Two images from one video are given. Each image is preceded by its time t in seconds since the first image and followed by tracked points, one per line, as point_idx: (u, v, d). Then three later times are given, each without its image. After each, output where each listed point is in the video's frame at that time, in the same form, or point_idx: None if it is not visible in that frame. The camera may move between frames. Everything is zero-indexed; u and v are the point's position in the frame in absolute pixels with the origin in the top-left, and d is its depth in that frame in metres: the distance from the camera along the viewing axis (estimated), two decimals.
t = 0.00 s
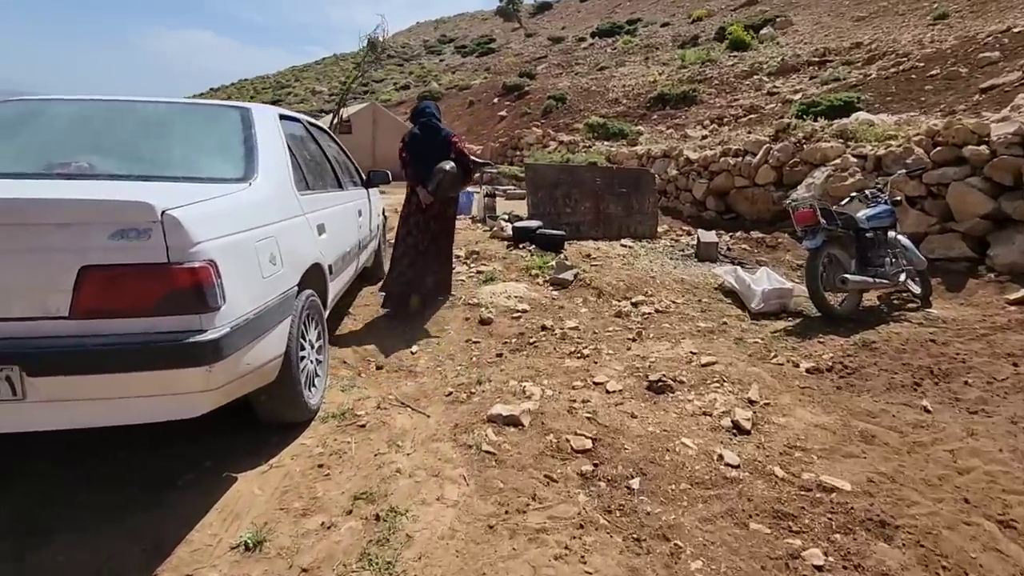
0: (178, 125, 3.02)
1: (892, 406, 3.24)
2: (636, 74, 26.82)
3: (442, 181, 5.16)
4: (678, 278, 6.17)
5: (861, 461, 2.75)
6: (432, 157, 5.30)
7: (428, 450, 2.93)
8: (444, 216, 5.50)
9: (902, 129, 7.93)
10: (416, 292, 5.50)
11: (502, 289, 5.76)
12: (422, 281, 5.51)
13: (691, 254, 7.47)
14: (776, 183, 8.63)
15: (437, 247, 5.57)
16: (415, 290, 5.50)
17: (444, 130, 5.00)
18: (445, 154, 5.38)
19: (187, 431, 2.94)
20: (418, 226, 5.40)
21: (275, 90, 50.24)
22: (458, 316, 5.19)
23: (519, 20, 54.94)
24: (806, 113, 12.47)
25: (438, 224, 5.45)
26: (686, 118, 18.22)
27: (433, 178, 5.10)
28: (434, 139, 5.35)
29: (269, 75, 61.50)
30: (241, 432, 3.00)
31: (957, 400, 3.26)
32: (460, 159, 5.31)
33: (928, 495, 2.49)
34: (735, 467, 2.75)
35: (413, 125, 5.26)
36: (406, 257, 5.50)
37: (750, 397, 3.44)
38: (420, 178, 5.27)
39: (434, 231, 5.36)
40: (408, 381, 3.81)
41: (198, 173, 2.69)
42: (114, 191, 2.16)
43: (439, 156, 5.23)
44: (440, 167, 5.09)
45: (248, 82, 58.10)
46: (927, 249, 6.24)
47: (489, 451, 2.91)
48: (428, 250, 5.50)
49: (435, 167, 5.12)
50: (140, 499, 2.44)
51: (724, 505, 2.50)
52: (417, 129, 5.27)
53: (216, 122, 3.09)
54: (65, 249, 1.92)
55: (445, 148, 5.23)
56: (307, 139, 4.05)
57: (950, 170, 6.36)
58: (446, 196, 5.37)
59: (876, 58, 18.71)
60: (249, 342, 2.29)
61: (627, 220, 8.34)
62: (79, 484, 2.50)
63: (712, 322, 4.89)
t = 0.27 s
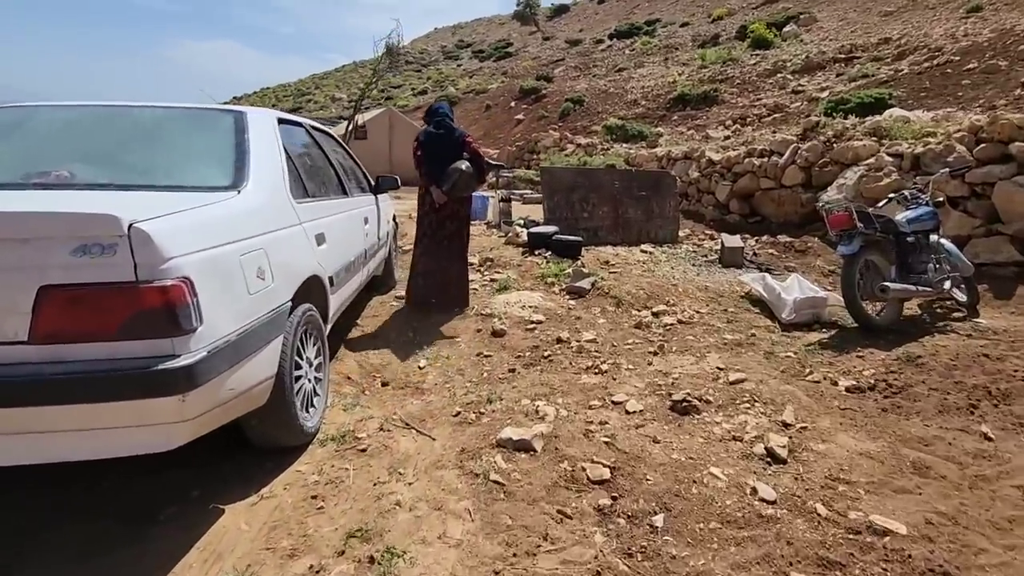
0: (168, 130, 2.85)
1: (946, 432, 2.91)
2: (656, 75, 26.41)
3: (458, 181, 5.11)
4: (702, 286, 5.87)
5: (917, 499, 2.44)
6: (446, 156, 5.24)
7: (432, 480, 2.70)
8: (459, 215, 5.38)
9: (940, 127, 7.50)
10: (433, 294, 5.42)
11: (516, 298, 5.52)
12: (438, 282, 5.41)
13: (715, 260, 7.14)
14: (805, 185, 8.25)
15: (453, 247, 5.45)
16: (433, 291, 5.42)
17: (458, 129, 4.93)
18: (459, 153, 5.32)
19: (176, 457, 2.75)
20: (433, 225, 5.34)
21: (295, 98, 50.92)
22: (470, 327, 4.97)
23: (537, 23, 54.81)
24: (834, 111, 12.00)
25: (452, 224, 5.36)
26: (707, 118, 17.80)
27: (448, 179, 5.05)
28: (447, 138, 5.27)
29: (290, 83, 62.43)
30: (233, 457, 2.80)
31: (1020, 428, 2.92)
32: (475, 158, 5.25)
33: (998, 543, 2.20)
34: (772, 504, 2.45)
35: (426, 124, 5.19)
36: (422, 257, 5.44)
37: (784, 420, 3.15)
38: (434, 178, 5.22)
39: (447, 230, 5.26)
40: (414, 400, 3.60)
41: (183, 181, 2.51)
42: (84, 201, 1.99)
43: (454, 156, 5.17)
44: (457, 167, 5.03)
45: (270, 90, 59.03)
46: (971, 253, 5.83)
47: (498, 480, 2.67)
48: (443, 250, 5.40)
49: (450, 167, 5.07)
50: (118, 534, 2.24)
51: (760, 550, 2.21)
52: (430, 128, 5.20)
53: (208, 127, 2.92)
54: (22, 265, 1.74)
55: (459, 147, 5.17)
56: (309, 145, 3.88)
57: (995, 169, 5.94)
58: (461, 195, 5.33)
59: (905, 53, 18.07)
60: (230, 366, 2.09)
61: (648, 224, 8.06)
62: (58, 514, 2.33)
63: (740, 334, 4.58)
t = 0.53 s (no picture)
0: (141, 126, 2.66)
1: (986, 454, 2.67)
2: (668, 62, 25.85)
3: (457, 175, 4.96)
4: (716, 284, 5.61)
5: (957, 531, 2.21)
6: (446, 151, 5.10)
7: (424, 502, 2.50)
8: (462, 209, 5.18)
9: (969, 114, 7.12)
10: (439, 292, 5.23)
11: (521, 297, 5.30)
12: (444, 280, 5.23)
13: (730, 255, 6.86)
14: (824, 175, 7.94)
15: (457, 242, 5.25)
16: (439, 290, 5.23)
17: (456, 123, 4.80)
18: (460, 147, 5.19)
19: (153, 476, 2.58)
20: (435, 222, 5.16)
21: (304, 89, 50.81)
22: (472, 328, 4.76)
23: (547, 10, 54.01)
24: (854, 98, 11.57)
25: (455, 218, 5.16)
26: (720, 106, 17.37)
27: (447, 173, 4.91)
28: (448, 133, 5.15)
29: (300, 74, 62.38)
30: (214, 475, 2.63)
31: None
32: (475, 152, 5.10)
33: None
34: (795, 534, 2.24)
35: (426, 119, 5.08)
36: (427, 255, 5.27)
37: (807, 435, 2.92)
38: (434, 173, 5.09)
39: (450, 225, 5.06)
40: (411, 409, 3.40)
41: (150, 182, 2.32)
42: (30, 206, 1.80)
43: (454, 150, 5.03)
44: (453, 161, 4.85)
45: (279, 81, 58.91)
46: (1003, 248, 5.50)
47: (496, 502, 2.47)
48: (446, 246, 5.20)
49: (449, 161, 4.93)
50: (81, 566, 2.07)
51: None
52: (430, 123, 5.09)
53: (184, 122, 2.73)
54: None
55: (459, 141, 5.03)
56: (299, 139, 3.68)
57: None
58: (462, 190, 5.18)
59: (928, 37, 17.46)
60: (196, 387, 1.90)
61: (659, 217, 7.80)
62: (28, 539, 2.20)
63: (757, 338, 4.34)
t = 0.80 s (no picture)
0: (99, 111, 2.41)
1: None
2: (671, 55, 25.49)
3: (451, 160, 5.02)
4: (726, 281, 5.34)
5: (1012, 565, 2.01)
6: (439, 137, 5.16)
7: (414, 527, 2.26)
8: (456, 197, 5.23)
9: (989, 103, 6.83)
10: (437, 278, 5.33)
11: (521, 295, 5.05)
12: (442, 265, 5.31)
13: (739, 251, 6.60)
14: (836, 167, 7.66)
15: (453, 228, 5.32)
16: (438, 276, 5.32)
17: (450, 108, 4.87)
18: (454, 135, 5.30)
19: (115, 499, 2.35)
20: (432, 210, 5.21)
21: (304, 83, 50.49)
22: (470, 328, 4.51)
23: (548, 3, 53.51)
24: (863, 89, 11.26)
25: (451, 206, 5.21)
26: (725, 99, 17.05)
27: (441, 158, 5.01)
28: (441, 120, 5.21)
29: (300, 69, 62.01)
30: (185, 496, 2.40)
31: None
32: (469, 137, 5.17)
33: None
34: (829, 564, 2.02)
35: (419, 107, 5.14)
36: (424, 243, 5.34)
37: (834, 449, 2.66)
38: (429, 161, 5.14)
39: (446, 212, 5.11)
40: (403, 418, 3.16)
41: (101, 173, 2.06)
42: None
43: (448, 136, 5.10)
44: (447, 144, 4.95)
45: (279, 77, 58.55)
46: None
47: (494, 527, 2.23)
48: (442, 234, 5.26)
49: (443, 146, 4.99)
50: None
51: None
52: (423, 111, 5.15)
53: (147, 107, 2.47)
54: None
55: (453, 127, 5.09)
56: (282, 128, 3.42)
57: None
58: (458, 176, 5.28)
59: (937, 28, 17.12)
60: (147, 407, 1.66)
61: (665, 211, 7.54)
62: None
63: (772, 339, 4.08)
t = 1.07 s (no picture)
0: (44, 111, 2.12)
1: None
2: (673, 56, 25.22)
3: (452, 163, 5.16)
4: (740, 292, 5.06)
5: None
6: (436, 140, 5.27)
7: None
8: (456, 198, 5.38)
9: (1011, 104, 6.55)
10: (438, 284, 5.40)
11: (523, 307, 4.76)
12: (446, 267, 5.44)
13: (750, 258, 6.31)
14: (849, 170, 7.38)
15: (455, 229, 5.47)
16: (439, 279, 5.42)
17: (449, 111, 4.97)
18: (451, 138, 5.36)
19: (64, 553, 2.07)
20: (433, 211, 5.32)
21: (304, 86, 50.33)
22: (468, 344, 4.23)
23: (549, 5, 53.36)
24: (873, 89, 10.97)
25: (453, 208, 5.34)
26: (729, 100, 16.77)
27: (443, 162, 5.10)
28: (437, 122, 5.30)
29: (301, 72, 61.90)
30: (141, 549, 2.12)
31: None
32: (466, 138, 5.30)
33: None
34: None
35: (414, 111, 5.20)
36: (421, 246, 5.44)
37: (875, 490, 2.38)
38: (428, 163, 5.23)
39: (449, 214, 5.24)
40: (393, 450, 2.88)
41: (35, 184, 1.78)
42: None
43: (447, 139, 5.21)
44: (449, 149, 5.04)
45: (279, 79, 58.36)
46: None
47: None
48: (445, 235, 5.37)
49: (443, 149, 5.11)
50: None
51: None
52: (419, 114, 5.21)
53: (100, 107, 2.19)
54: None
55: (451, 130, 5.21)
56: (263, 130, 3.15)
57: None
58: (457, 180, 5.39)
59: (945, 27, 16.84)
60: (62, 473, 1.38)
61: (672, 217, 7.27)
62: None
63: (794, 357, 3.79)
